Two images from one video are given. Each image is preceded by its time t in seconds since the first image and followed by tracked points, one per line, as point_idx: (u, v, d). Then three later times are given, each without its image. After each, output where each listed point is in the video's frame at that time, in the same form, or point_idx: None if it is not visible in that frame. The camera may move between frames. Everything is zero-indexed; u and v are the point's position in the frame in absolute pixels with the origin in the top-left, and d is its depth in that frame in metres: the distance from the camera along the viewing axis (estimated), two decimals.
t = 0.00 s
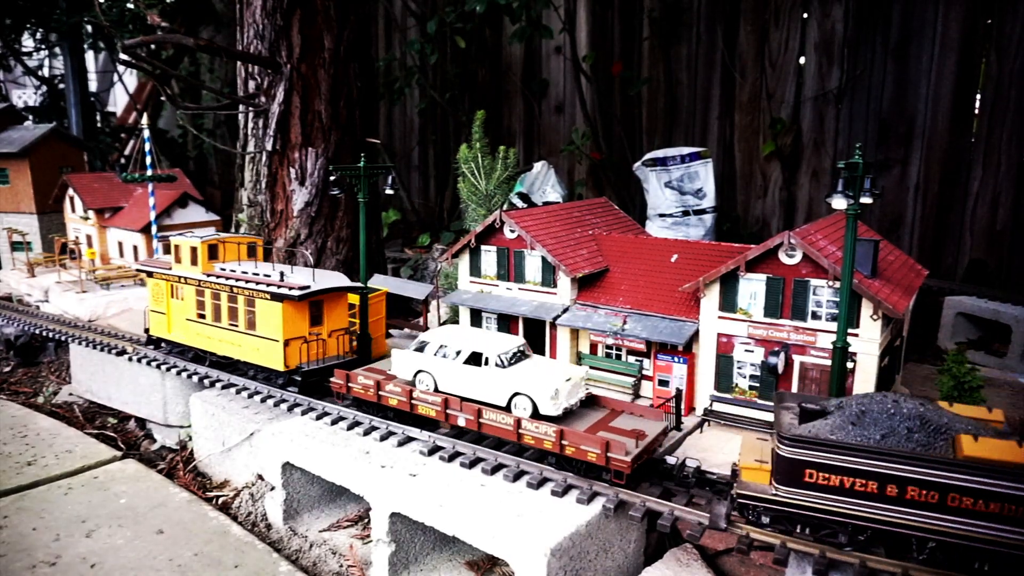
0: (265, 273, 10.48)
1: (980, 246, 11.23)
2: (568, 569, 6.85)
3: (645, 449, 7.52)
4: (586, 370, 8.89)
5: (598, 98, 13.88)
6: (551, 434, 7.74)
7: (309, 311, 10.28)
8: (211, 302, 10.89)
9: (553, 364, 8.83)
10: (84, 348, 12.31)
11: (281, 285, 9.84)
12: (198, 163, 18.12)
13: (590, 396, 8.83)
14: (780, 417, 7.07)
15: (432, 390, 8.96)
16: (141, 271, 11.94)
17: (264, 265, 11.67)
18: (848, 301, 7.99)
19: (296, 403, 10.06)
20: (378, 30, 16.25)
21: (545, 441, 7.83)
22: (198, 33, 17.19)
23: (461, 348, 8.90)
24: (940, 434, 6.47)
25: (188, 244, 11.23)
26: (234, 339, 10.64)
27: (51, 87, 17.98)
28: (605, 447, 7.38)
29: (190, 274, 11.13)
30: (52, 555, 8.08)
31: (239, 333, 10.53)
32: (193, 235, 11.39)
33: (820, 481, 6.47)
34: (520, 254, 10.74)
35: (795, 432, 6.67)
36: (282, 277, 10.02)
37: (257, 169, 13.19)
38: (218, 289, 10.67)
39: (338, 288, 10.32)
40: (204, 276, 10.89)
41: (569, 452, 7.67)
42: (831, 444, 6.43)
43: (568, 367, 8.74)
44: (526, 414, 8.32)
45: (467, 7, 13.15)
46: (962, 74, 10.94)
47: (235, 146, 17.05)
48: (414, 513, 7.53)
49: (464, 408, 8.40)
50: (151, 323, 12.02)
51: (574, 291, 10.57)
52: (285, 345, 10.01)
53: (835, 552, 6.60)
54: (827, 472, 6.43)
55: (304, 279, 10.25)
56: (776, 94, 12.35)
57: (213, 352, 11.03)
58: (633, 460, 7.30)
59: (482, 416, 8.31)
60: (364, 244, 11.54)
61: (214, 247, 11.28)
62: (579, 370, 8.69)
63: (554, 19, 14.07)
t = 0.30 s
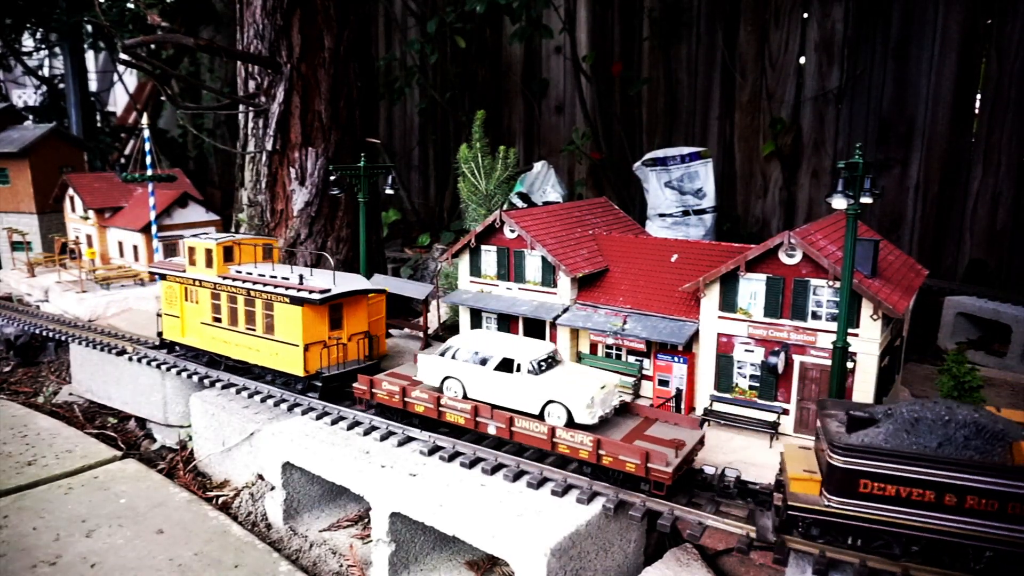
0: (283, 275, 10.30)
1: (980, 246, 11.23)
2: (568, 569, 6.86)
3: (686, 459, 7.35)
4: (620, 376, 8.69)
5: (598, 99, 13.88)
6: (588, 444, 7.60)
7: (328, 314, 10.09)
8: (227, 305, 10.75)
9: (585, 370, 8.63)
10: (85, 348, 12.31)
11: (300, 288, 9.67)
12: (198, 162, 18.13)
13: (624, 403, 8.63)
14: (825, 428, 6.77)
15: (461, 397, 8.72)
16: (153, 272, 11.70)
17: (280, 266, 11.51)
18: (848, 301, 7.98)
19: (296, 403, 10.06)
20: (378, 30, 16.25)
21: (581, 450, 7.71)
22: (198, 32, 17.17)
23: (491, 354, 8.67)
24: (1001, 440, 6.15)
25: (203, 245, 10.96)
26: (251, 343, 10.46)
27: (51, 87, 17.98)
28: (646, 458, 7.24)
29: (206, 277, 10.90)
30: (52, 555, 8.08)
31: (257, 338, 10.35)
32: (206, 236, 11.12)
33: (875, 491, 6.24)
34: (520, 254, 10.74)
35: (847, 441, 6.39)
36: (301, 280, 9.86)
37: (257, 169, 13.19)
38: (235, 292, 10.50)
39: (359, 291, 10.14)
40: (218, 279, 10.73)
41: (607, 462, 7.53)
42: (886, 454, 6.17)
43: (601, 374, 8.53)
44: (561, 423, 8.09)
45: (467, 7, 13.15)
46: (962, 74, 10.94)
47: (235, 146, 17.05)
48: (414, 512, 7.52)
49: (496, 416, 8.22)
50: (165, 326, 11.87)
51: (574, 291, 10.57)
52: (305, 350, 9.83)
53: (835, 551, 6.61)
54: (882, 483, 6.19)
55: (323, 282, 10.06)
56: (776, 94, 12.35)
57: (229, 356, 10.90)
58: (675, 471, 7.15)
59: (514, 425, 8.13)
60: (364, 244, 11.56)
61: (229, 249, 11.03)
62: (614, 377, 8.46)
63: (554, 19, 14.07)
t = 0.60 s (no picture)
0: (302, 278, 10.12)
1: (980, 246, 11.23)
2: (568, 569, 6.86)
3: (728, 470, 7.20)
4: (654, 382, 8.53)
5: (598, 99, 13.88)
6: (626, 453, 7.45)
7: (349, 318, 9.89)
8: (243, 309, 10.58)
9: (618, 377, 8.49)
10: (84, 347, 12.31)
11: (320, 291, 9.50)
12: (198, 162, 18.13)
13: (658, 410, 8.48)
14: (875, 434, 6.73)
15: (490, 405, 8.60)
16: (167, 275, 11.52)
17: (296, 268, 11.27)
18: (849, 301, 7.97)
19: (296, 403, 10.05)
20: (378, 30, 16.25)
21: (618, 460, 7.53)
22: (198, 32, 17.16)
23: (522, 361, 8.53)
24: None
25: (218, 248, 10.73)
26: (271, 348, 10.29)
27: (51, 87, 17.97)
28: (687, 469, 7.09)
29: (222, 280, 10.69)
30: (52, 554, 8.07)
31: (276, 342, 10.18)
32: (221, 238, 10.90)
33: (932, 501, 6.15)
34: (520, 254, 10.75)
35: (903, 449, 6.30)
36: (321, 283, 9.68)
37: (257, 169, 13.17)
38: (252, 296, 10.33)
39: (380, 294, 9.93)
40: (235, 282, 10.55)
41: (646, 473, 7.38)
42: (940, 462, 6.09)
43: (635, 380, 8.38)
44: (597, 433, 7.93)
45: (467, 7, 13.16)
46: (962, 74, 10.94)
47: (235, 146, 17.06)
48: (414, 512, 7.53)
49: (528, 424, 8.08)
50: (177, 330, 11.71)
51: (574, 291, 10.56)
52: (326, 355, 9.66)
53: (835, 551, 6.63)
54: (940, 492, 6.10)
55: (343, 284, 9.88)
56: (776, 94, 12.35)
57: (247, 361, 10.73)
58: (717, 482, 7.02)
59: (547, 433, 8.00)
60: (364, 244, 11.57)
61: (244, 251, 10.81)
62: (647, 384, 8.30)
63: (555, 19, 14.07)
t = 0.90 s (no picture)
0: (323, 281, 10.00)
1: (980, 247, 11.23)
2: (568, 569, 6.86)
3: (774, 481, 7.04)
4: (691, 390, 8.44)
5: (598, 99, 13.87)
6: (669, 465, 7.29)
7: (372, 322, 9.80)
8: (261, 313, 10.45)
9: (653, 386, 8.37)
10: (84, 347, 12.31)
11: (343, 295, 9.38)
12: (198, 162, 18.11)
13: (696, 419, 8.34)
14: (928, 440, 6.77)
15: (524, 413, 8.47)
16: (182, 278, 11.38)
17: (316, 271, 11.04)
18: (849, 301, 7.96)
19: (296, 403, 10.05)
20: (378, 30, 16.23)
21: (660, 471, 7.39)
22: (199, 33, 17.15)
23: (558, 368, 8.43)
24: None
25: (236, 250, 10.56)
26: (291, 353, 10.17)
27: (50, 87, 17.97)
28: (733, 481, 6.93)
29: (240, 283, 10.53)
30: (51, 554, 8.07)
31: (297, 347, 10.06)
32: (239, 240, 10.72)
33: (995, 510, 6.23)
34: (520, 254, 10.75)
35: (964, 457, 6.36)
36: (343, 286, 9.57)
37: (257, 168, 13.15)
38: (272, 299, 10.20)
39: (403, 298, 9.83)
40: (253, 285, 10.41)
41: (689, 484, 7.22)
42: (1005, 472, 6.17)
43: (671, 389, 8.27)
44: (637, 443, 7.81)
45: (467, 7, 13.16)
46: (962, 74, 10.94)
47: (235, 147, 17.06)
48: (414, 512, 7.52)
49: (565, 434, 7.94)
50: (192, 333, 11.58)
51: (574, 291, 10.56)
52: (350, 360, 9.55)
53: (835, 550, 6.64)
54: (1003, 501, 6.18)
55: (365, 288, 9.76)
56: (776, 94, 12.35)
57: (265, 366, 10.61)
58: (764, 494, 6.87)
59: (584, 443, 7.85)
60: (365, 244, 11.58)
61: (262, 254, 10.61)
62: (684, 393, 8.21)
63: (555, 19, 14.06)
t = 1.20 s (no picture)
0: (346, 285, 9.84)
1: (978, 247, 11.25)
2: (566, 569, 6.86)
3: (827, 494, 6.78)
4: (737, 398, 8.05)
5: (596, 99, 13.87)
6: (716, 477, 7.02)
7: (396, 328, 9.64)
8: (280, 318, 10.28)
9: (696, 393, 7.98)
10: (82, 347, 12.29)
11: (368, 300, 9.24)
12: (196, 162, 18.09)
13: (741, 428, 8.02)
14: (984, 446, 6.57)
15: (560, 423, 8.18)
16: (196, 281, 11.24)
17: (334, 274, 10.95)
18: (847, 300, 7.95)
19: (294, 403, 10.04)
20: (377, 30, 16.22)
21: (706, 483, 7.12)
22: (197, 32, 17.13)
23: (594, 376, 8.08)
24: None
25: (254, 253, 10.45)
26: (312, 359, 10.00)
27: (48, 86, 17.95)
28: (784, 494, 6.68)
29: (258, 287, 10.41)
30: (49, 555, 8.06)
31: (319, 353, 9.90)
32: (256, 243, 10.61)
33: None
34: (518, 254, 10.76)
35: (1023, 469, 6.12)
36: (367, 291, 9.42)
37: (255, 168, 13.14)
38: (292, 304, 10.04)
39: (427, 302, 9.69)
40: (273, 289, 10.25)
41: (738, 497, 6.96)
42: None
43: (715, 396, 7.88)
44: (681, 454, 7.48)
45: (465, 6, 13.17)
46: (960, 73, 10.94)
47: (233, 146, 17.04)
48: (412, 512, 7.52)
49: (604, 444, 7.64)
50: (207, 338, 11.40)
51: (572, 291, 10.56)
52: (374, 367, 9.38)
53: (833, 550, 6.64)
54: None
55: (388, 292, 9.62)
56: (775, 94, 12.36)
57: (285, 372, 10.42)
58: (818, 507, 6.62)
59: (625, 454, 7.56)
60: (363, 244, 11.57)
61: (280, 257, 10.53)
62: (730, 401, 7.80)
63: (553, 18, 14.05)
